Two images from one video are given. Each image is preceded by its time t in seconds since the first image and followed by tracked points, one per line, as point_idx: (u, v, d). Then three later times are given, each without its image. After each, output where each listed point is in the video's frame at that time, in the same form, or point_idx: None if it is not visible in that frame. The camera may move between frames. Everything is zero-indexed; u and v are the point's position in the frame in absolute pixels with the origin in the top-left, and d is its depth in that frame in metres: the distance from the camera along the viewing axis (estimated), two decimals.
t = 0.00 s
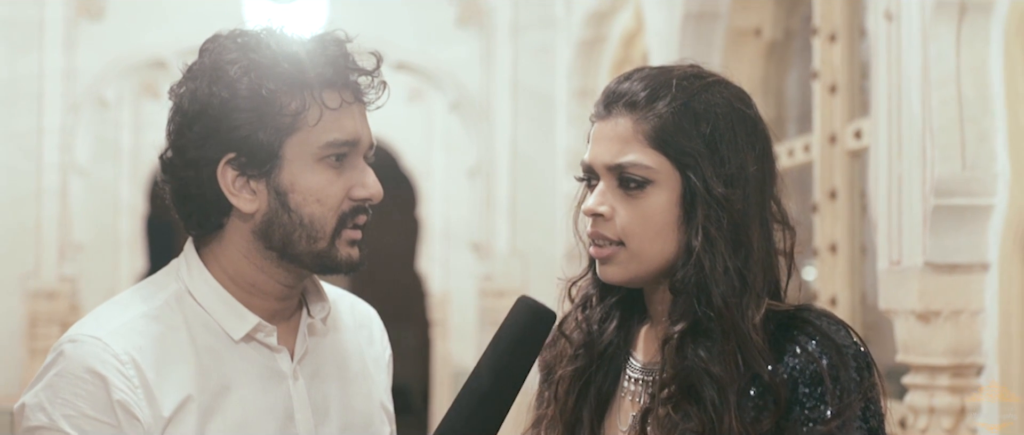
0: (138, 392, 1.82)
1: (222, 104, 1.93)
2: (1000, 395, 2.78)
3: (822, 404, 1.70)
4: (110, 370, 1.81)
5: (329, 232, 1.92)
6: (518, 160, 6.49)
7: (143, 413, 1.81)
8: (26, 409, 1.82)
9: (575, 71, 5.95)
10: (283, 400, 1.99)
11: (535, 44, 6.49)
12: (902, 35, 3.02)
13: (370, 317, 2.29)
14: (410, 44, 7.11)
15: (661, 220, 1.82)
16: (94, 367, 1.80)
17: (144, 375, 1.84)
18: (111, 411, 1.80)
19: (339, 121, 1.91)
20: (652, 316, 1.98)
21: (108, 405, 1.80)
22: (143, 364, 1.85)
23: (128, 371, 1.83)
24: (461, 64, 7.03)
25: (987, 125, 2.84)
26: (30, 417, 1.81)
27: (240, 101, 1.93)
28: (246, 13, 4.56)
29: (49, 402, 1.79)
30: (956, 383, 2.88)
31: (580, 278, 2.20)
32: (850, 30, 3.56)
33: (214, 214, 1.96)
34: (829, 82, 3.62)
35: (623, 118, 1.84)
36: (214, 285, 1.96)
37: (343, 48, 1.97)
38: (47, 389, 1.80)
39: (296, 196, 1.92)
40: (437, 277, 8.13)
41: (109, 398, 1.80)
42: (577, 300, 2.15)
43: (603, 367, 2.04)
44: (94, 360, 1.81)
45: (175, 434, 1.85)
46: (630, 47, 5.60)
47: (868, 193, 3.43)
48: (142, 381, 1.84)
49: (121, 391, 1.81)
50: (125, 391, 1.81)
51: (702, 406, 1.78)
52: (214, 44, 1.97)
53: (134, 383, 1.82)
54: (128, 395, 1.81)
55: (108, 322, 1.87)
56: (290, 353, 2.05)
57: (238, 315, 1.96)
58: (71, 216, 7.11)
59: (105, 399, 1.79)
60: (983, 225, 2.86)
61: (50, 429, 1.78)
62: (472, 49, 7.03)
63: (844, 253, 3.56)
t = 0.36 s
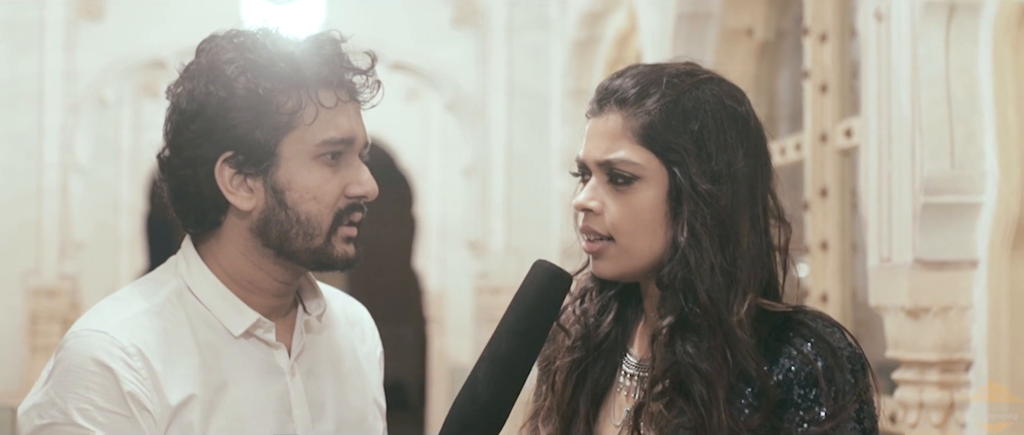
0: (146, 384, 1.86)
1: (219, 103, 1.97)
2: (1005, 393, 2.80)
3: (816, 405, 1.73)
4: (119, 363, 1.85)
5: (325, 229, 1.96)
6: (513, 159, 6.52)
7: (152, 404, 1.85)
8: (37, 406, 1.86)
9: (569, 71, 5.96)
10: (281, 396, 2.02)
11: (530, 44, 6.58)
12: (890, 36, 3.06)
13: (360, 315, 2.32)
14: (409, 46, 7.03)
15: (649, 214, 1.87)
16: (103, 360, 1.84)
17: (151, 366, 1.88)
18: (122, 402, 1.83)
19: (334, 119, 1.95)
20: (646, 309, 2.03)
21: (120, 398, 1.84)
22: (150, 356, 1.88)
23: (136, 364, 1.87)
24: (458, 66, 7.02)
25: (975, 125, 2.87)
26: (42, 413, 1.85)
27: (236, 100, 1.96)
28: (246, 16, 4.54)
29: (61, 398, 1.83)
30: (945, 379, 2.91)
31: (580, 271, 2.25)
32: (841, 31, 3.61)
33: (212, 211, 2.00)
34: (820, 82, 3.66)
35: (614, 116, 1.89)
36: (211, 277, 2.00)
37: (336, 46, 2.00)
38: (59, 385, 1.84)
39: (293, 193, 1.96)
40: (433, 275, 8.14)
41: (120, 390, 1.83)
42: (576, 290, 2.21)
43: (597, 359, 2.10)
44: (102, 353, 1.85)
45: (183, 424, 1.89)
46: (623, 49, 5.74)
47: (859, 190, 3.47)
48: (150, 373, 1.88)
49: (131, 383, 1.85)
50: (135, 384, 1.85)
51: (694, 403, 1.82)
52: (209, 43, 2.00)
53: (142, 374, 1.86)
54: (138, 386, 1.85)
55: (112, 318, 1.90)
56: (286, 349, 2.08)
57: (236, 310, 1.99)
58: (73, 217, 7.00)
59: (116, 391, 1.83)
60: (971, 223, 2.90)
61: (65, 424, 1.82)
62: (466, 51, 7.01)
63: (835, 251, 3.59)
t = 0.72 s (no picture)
0: (147, 379, 1.91)
1: (221, 101, 2.01)
2: (994, 393, 2.82)
3: (815, 404, 1.75)
4: (121, 360, 1.89)
5: (324, 228, 1.99)
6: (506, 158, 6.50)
7: (152, 399, 1.90)
8: (38, 401, 1.89)
9: (562, 71, 6.03)
10: (278, 392, 2.07)
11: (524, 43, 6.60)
12: (879, 35, 3.11)
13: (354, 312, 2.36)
14: (403, 46, 7.03)
15: (644, 211, 1.90)
16: (105, 356, 1.88)
17: (152, 362, 1.92)
18: (123, 398, 1.88)
19: (335, 120, 1.99)
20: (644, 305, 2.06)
21: (121, 393, 1.88)
22: (151, 353, 1.93)
23: (137, 360, 1.91)
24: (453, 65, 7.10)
25: (964, 123, 2.90)
26: (44, 408, 1.88)
27: (238, 100, 2.00)
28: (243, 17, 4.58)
29: (63, 393, 1.87)
30: (933, 374, 2.96)
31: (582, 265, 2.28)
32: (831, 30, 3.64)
33: (212, 208, 2.04)
34: (809, 81, 3.70)
35: (611, 115, 1.92)
36: (214, 278, 2.04)
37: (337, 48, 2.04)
38: (60, 379, 1.88)
39: (293, 192, 2.00)
40: (428, 273, 8.22)
41: (121, 385, 1.87)
42: (578, 284, 2.25)
43: (596, 353, 2.13)
44: (104, 348, 1.89)
45: (182, 419, 1.94)
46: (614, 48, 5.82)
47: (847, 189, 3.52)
48: (150, 369, 1.92)
49: (132, 379, 1.89)
50: (136, 380, 1.89)
51: (691, 399, 1.85)
52: (212, 43, 2.04)
53: (143, 370, 1.91)
54: (139, 383, 1.90)
55: (113, 313, 1.94)
56: (285, 346, 2.12)
57: (236, 308, 2.03)
58: (73, 216, 7.01)
59: (117, 387, 1.87)
60: (960, 220, 2.93)
61: (67, 419, 1.86)
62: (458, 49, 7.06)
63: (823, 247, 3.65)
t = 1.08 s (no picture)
0: (154, 371, 1.89)
1: (225, 97, 1.99)
2: (987, 393, 2.85)
3: (819, 401, 1.68)
4: (127, 351, 1.86)
5: (327, 223, 1.98)
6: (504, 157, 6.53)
7: (159, 391, 1.88)
8: (46, 393, 1.87)
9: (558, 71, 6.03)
10: (281, 387, 2.03)
11: (519, 42, 6.53)
12: (872, 35, 3.14)
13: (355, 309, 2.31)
14: (402, 45, 7.14)
15: (642, 205, 1.81)
16: (112, 348, 1.86)
17: (158, 354, 1.90)
18: (131, 389, 1.85)
19: (338, 116, 1.98)
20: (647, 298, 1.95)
21: (128, 384, 1.86)
22: (157, 345, 1.90)
23: (144, 352, 1.89)
24: (449, 63, 7.10)
25: (955, 122, 2.94)
26: (51, 400, 1.86)
27: (242, 96, 1.99)
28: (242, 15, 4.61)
29: (71, 385, 1.84)
30: (924, 369, 3.00)
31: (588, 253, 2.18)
32: (823, 30, 3.67)
33: (216, 205, 2.02)
34: (802, 79, 3.72)
35: (617, 109, 1.83)
36: (224, 280, 2.01)
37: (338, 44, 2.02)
38: (67, 372, 1.86)
39: (296, 188, 1.98)
40: (426, 268, 8.19)
41: (128, 377, 1.85)
42: (583, 274, 2.15)
43: (601, 347, 2.03)
44: (111, 341, 1.86)
45: (188, 412, 1.91)
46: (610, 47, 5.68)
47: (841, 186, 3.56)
48: (157, 361, 1.90)
49: (139, 371, 1.87)
50: (143, 372, 1.87)
51: (691, 396, 1.76)
52: (216, 38, 2.01)
53: (150, 362, 1.89)
54: (147, 375, 1.87)
55: (120, 307, 1.92)
56: (287, 340, 2.10)
57: (240, 302, 2.01)
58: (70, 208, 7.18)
59: (124, 378, 1.85)
60: (950, 217, 2.97)
61: (74, 411, 1.84)
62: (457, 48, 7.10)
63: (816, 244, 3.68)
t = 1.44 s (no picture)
0: (155, 369, 1.87)
1: (223, 99, 1.97)
2: (987, 393, 2.87)
3: (822, 397, 1.65)
4: (129, 349, 1.85)
5: (330, 215, 1.97)
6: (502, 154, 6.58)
7: (160, 388, 1.86)
8: (47, 391, 1.85)
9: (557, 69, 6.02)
10: (281, 383, 2.03)
11: (516, 41, 6.57)
12: (866, 34, 3.18)
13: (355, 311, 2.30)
14: (401, 44, 7.20)
15: (646, 198, 1.79)
16: (114, 346, 1.84)
17: (159, 352, 1.89)
18: (132, 387, 1.84)
19: (338, 115, 1.97)
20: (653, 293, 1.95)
21: (130, 383, 1.84)
22: (158, 343, 1.89)
23: (145, 350, 1.87)
24: (448, 62, 7.18)
25: (947, 120, 2.99)
26: (52, 398, 1.83)
27: (242, 95, 1.96)
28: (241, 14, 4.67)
29: (71, 383, 1.83)
30: (917, 365, 3.06)
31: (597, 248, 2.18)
32: (817, 29, 3.72)
33: (217, 203, 1.99)
34: (797, 78, 3.77)
35: (624, 105, 1.82)
36: (226, 279, 2.00)
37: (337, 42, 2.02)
38: (68, 370, 1.84)
39: (299, 183, 1.96)
40: (424, 265, 8.21)
41: (129, 375, 1.84)
42: (590, 269, 2.15)
43: (607, 340, 2.03)
44: (112, 338, 1.85)
45: (189, 410, 1.89)
46: (608, 47, 5.65)
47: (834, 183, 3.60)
48: (158, 358, 1.89)
49: (140, 369, 1.85)
50: (144, 370, 1.85)
51: (695, 390, 1.75)
52: (214, 39, 1.99)
53: (151, 359, 1.87)
54: (148, 373, 1.86)
55: (120, 305, 1.90)
56: (288, 336, 2.10)
57: (240, 299, 2.00)
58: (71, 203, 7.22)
59: (126, 376, 1.83)
60: (943, 215, 3.02)
61: (76, 409, 1.82)
62: (455, 46, 7.17)
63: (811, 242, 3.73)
